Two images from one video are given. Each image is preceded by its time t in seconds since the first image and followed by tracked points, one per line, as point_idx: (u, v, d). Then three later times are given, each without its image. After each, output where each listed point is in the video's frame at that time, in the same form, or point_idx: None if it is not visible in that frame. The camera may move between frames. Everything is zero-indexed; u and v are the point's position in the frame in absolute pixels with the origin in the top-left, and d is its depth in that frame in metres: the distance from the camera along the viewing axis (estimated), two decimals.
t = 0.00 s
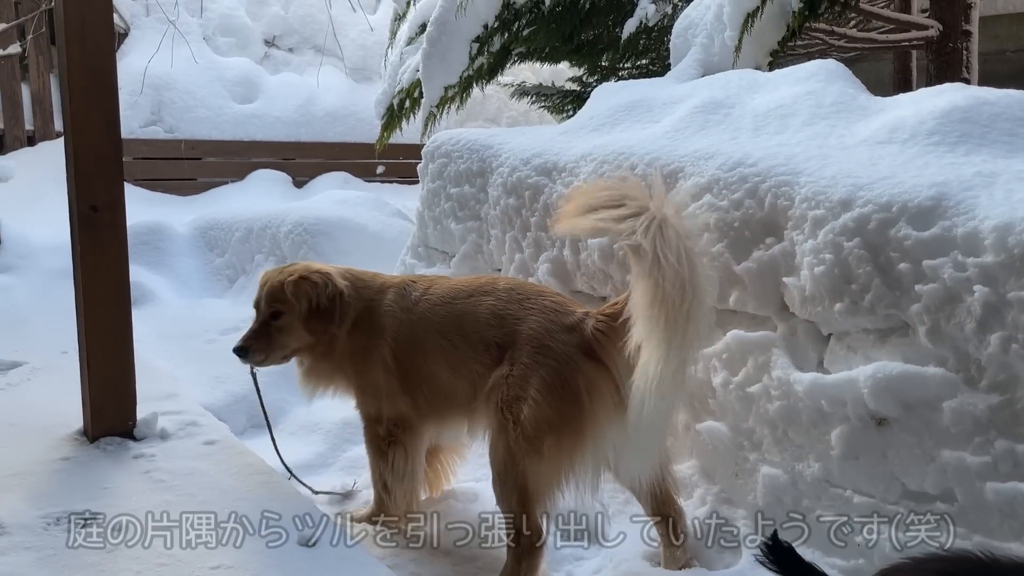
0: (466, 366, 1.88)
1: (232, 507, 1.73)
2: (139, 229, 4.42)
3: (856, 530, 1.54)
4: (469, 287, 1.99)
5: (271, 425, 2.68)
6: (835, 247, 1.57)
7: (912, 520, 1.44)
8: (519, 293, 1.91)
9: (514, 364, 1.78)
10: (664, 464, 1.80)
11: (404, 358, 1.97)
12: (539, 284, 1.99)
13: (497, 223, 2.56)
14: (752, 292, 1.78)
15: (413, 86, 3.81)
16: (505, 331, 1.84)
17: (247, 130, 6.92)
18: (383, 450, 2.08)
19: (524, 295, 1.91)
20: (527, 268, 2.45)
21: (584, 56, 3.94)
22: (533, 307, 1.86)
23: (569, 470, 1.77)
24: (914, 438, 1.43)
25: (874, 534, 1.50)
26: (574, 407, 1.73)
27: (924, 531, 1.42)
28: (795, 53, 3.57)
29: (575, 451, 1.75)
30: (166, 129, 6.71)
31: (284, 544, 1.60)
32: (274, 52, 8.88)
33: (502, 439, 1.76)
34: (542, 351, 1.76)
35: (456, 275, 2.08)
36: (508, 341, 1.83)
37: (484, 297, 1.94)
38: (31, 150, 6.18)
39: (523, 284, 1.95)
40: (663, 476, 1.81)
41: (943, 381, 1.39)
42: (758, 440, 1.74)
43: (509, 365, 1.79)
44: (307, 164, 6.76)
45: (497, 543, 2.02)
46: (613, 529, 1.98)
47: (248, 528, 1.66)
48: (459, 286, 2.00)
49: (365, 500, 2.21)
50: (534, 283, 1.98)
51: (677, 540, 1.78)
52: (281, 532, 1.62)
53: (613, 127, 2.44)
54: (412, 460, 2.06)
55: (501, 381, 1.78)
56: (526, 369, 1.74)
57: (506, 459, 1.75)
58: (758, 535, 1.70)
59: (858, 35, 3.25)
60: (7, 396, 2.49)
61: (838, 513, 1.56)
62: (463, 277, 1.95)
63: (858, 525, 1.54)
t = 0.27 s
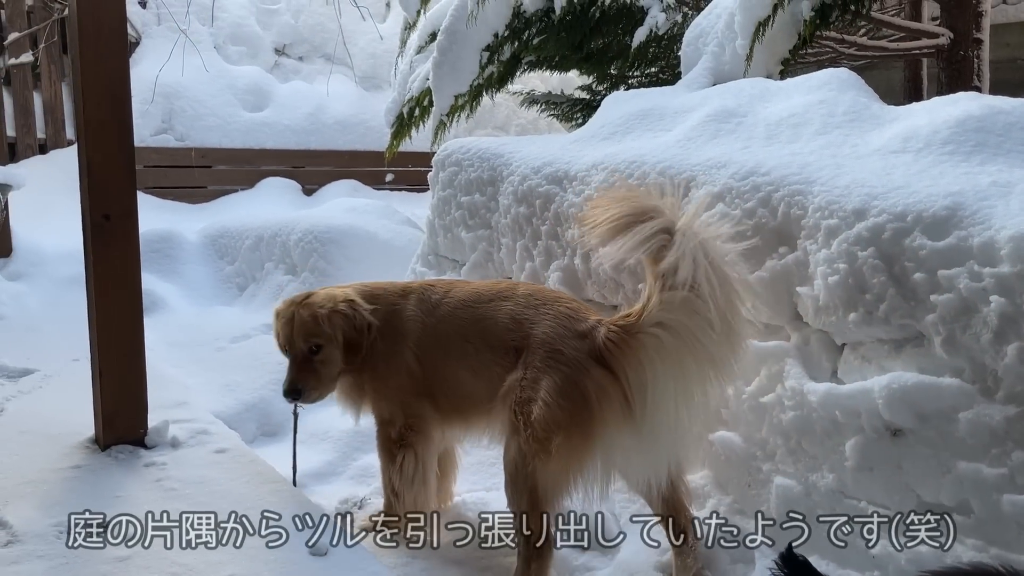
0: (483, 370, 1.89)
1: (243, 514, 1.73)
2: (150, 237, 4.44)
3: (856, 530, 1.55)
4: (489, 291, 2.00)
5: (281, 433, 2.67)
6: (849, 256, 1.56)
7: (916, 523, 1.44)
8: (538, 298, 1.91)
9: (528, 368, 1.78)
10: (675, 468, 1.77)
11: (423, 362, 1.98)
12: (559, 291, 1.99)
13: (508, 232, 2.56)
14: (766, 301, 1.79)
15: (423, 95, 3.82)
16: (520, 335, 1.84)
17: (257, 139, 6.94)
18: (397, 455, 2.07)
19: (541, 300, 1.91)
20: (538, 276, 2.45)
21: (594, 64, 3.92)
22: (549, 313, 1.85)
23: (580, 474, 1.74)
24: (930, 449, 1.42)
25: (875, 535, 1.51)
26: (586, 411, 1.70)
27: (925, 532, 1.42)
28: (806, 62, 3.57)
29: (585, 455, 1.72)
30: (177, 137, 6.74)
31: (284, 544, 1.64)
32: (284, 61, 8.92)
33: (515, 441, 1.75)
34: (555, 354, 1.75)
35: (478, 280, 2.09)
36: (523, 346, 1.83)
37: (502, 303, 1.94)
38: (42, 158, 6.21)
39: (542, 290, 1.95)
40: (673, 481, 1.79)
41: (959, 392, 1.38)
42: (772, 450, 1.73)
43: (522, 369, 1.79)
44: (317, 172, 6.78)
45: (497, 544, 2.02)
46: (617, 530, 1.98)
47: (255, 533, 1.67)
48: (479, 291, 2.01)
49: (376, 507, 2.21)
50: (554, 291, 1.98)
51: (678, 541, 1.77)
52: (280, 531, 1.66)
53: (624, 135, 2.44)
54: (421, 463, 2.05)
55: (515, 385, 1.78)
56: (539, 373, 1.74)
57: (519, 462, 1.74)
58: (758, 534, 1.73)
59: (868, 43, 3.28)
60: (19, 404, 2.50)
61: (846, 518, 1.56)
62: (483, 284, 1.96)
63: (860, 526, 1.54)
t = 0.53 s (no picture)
0: (498, 375, 1.91)
1: (243, 515, 1.75)
2: (159, 243, 4.45)
3: (856, 531, 1.57)
4: (507, 297, 2.02)
5: (290, 438, 2.68)
6: (861, 263, 1.56)
7: (916, 522, 1.45)
8: (553, 303, 1.92)
9: (538, 373, 1.79)
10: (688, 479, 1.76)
11: (440, 368, 2.01)
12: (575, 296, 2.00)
13: (517, 238, 2.56)
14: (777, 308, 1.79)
15: (431, 101, 3.82)
16: (533, 341, 1.86)
17: (266, 144, 6.96)
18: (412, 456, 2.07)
19: (555, 306, 1.92)
20: (547, 282, 2.45)
21: (603, 70, 3.91)
22: (562, 318, 1.87)
23: (588, 480, 1.73)
24: (943, 457, 1.41)
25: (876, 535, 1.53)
26: (592, 416, 1.70)
27: (925, 532, 1.44)
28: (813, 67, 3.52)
29: (592, 461, 1.72)
30: (186, 143, 6.76)
31: (285, 544, 1.65)
32: (293, 67, 8.95)
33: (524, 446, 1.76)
34: (564, 360, 1.77)
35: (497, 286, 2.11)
36: (535, 351, 1.85)
37: (517, 309, 1.96)
38: (52, 164, 6.24)
39: (558, 296, 1.97)
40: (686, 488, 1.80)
41: (972, 400, 1.37)
42: (783, 457, 1.72)
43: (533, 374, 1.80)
44: (325, 178, 6.79)
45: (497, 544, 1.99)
46: (617, 531, 1.99)
47: (255, 533, 1.69)
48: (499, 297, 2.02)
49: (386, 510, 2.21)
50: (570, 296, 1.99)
51: (677, 541, 1.83)
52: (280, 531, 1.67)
53: (633, 141, 2.44)
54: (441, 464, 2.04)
55: (526, 390, 1.80)
56: (548, 378, 1.76)
57: (527, 466, 1.75)
58: (758, 534, 1.74)
59: (877, 49, 3.28)
60: (30, 409, 2.51)
61: (846, 517, 1.57)
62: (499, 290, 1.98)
63: (860, 526, 1.56)
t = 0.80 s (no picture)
0: (512, 379, 1.90)
1: (243, 515, 1.76)
2: (168, 247, 4.47)
3: (856, 530, 1.58)
4: (519, 300, 2.01)
5: (298, 442, 2.68)
6: (872, 267, 1.55)
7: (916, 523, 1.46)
8: (565, 307, 1.91)
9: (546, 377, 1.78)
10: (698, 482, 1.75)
11: (450, 372, 2.01)
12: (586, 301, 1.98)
13: (526, 242, 2.56)
14: (787, 312, 1.78)
15: (439, 105, 3.83)
16: (544, 346, 1.85)
17: (274, 149, 6.98)
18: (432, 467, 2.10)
19: (566, 310, 1.91)
20: (556, 286, 2.45)
21: (611, 74, 3.91)
22: (572, 323, 1.85)
23: (594, 484, 1.71)
24: (955, 463, 1.40)
25: (876, 535, 1.54)
26: (598, 422, 1.68)
27: (924, 531, 1.45)
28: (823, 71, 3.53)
29: (600, 466, 1.70)
30: (195, 148, 6.79)
31: (284, 544, 1.67)
32: (301, 71, 8.97)
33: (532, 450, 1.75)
34: (572, 364, 1.75)
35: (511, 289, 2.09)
36: (545, 355, 1.83)
37: (528, 312, 1.95)
38: (62, 168, 6.27)
39: (570, 298, 1.95)
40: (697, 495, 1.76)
41: (985, 405, 1.36)
42: (794, 462, 1.71)
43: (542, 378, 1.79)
44: (333, 182, 6.80)
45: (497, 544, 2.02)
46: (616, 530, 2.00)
47: (255, 533, 1.70)
48: (510, 299, 2.02)
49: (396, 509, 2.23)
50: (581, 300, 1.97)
51: (677, 541, 1.81)
52: (280, 531, 1.69)
53: (642, 145, 2.44)
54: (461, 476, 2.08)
55: (535, 394, 1.78)
56: (556, 382, 1.74)
57: (535, 470, 1.74)
58: (758, 534, 1.73)
59: (886, 54, 3.26)
60: (39, 412, 2.52)
61: (846, 517, 1.58)
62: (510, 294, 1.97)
63: (860, 526, 1.57)
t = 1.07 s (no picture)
0: (504, 383, 1.90)
1: (243, 515, 1.77)
2: (176, 248, 4.48)
3: (856, 530, 1.58)
4: (508, 304, 2.02)
5: (306, 443, 2.68)
6: (883, 268, 1.54)
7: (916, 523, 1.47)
8: (556, 309, 1.92)
9: (541, 379, 1.78)
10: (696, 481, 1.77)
11: (444, 376, 2.01)
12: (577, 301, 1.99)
13: (534, 243, 2.56)
14: (797, 313, 1.77)
15: (447, 107, 3.83)
16: (538, 348, 1.85)
17: (282, 150, 7.00)
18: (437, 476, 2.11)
19: (558, 312, 1.92)
20: (564, 287, 2.45)
21: (619, 75, 3.91)
22: (565, 325, 1.86)
23: (596, 484, 1.71)
24: (967, 465, 1.39)
25: (876, 535, 1.54)
26: (598, 422, 1.68)
27: (925, 531, 1.45)
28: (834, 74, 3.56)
29: (600, 469, 1.70)
30: (203, 149, 6.81)
31: (284, 544, 1.67)
32: (308, 74, 8.99)
33: (532, 453, 1.74)
34: (568, 366, 1.75)
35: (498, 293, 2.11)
36: (539, 357, 1.83)
37: (519, 316, 1.96)
38: (71, 170, 6.29)
39: (560, 300, 1.97)
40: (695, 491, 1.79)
41: (997, 406, 1.36)
42: (803, 464, 1.70)
43: (537, 380, 1.79)
44: (340, 184, 6.81)
45: (497, 543, 1.99)
46: (618, 530, 2.01)
47: (255, 532, 1.70)
48: (499, 303, 2.04)
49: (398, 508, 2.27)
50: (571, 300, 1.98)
51: (677, 541, 1.82)
52: (280, 531, 1.69)
53: (650, 146, 2.43)
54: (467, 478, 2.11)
55: (531, 397, 1.78)
56: (553, 383, 1.73)
57: (536, 474, 1.74)
58: (757, 534, 1.74)
59: (896, 53, 3.27)
60: (48, 412, 2.52)
61: (846, 518, 1.59)
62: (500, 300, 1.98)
63: (860, 526, 1.57)
